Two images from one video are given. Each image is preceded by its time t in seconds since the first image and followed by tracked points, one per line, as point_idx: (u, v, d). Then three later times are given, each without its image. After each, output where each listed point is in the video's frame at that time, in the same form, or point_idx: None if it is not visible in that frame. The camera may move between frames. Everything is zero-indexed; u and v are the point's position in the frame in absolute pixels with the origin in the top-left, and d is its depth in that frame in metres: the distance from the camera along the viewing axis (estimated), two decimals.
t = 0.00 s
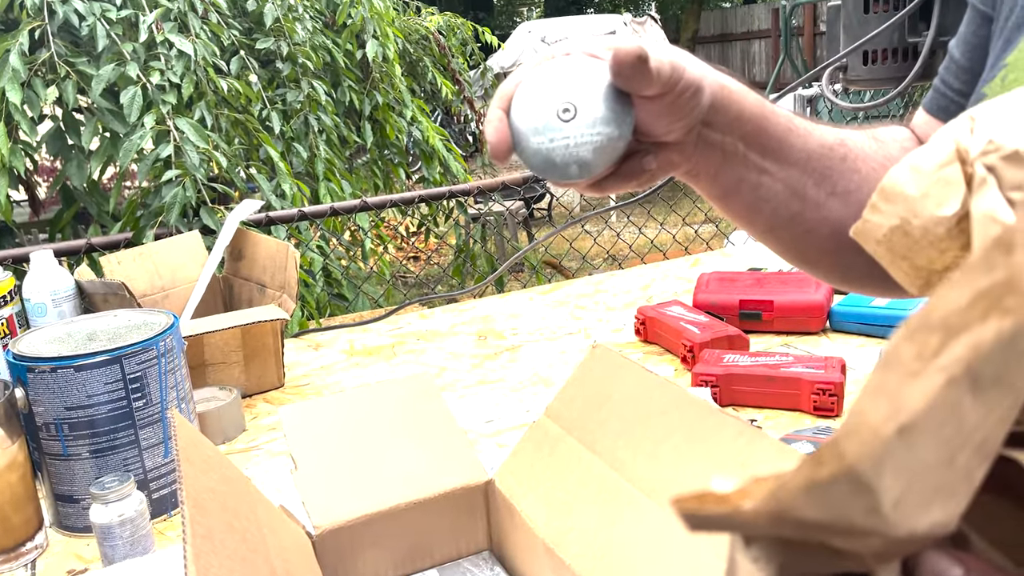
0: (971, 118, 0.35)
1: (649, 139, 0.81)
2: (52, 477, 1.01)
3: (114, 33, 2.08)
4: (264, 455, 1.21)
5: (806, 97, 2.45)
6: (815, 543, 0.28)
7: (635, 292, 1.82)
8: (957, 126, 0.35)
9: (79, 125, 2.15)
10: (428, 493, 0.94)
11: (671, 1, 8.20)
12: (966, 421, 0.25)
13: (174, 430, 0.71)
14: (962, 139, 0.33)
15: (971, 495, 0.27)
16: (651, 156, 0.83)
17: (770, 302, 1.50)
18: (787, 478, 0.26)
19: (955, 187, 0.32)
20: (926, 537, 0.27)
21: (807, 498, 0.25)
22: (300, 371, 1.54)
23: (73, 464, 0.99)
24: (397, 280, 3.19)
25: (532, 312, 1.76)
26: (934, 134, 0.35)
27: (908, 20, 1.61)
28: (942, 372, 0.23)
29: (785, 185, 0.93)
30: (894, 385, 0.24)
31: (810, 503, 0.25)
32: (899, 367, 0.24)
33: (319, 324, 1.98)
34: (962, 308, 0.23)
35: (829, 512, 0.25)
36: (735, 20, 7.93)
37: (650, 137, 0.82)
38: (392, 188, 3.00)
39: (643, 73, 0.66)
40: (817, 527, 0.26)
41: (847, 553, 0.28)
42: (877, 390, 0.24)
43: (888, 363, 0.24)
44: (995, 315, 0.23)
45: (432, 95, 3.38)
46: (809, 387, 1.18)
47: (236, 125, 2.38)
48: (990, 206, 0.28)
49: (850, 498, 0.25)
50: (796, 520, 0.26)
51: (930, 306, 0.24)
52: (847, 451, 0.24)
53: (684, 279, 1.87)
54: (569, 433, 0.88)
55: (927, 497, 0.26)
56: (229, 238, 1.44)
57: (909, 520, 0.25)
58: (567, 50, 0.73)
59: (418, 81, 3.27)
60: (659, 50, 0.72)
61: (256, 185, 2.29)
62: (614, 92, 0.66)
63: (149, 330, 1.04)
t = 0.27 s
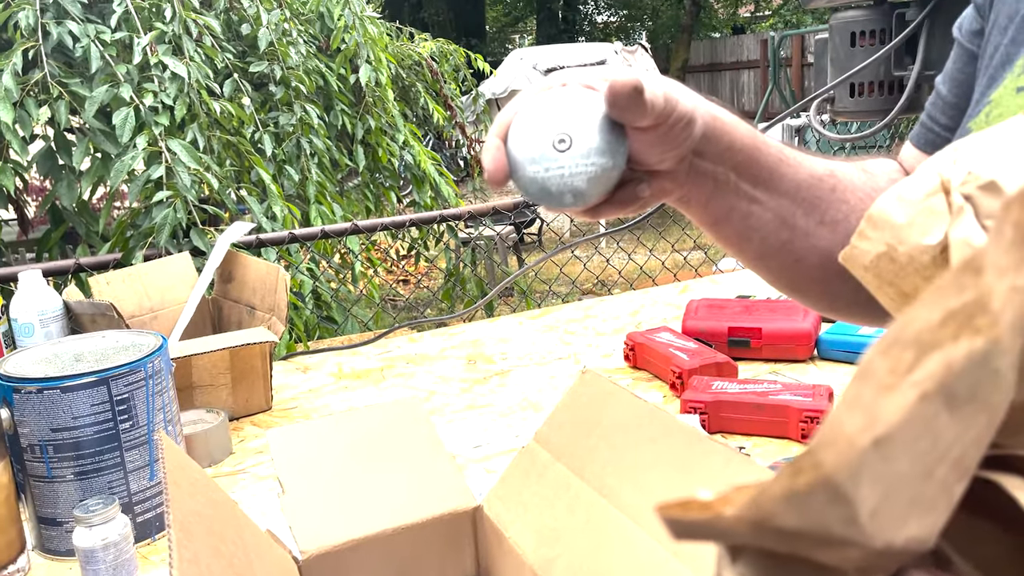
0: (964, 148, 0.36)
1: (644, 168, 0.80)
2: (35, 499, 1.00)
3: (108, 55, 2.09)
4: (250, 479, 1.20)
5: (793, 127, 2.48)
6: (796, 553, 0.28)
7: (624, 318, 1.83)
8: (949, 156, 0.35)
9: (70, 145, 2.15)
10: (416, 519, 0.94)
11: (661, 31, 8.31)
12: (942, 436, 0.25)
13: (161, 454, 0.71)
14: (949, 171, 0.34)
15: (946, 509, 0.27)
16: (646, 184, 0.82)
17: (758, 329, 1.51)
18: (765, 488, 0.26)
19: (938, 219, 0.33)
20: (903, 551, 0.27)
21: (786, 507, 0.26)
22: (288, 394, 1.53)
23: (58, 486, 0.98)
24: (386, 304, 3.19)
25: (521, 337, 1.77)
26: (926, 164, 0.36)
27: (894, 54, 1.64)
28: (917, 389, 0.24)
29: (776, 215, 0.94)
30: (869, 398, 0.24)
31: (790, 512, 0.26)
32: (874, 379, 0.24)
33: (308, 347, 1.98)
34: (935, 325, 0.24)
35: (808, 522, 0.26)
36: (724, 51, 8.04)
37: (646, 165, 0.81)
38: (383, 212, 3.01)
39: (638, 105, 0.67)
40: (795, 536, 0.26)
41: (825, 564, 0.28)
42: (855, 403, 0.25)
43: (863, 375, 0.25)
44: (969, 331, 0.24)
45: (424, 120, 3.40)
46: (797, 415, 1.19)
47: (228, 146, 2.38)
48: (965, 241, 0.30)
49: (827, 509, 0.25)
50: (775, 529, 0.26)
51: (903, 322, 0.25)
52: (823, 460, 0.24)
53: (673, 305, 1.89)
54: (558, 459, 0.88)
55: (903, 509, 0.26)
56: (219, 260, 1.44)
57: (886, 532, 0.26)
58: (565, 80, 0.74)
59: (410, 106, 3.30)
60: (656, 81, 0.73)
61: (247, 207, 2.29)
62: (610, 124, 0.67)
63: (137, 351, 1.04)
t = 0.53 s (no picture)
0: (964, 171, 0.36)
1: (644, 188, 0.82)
2: (23, 518, 0.99)
3: (102, 71, 2.09)
4: (239, 499, 1.19)
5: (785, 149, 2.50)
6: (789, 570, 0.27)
7: (616, 338, 1.83)
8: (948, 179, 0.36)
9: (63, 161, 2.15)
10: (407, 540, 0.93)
11: (655, 53, 8.38)
12: (930, 451, 0.24)
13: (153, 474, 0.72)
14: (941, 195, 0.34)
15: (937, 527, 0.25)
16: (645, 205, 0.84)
17: (750, 351, 1.52)
18: (754, 499, 0.25)
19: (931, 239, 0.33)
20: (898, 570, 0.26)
21: (776, 518, 0.25)
22: (279, 413, 1.52)
23: (45, 504, 0.97)
24: (378, 322, 3.19)
25: (513, 357, 1.76)
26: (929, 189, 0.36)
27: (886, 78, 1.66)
28: (903, 404, 0.23)
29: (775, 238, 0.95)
30: (856, 413, 0.23)
31: (779, 523, 0.25)
32: (861, 395, 0.23)
33: (300, 365, 1.97)
34: (919, 341, 0.23)
35: (798, 532, 0.25)
36: (716, 73, 8.12)
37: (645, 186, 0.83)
38: (376, 230, 3.01)
39: (644, 125, 0.67)
40: (787, 549, 0.25)
41: None
42: (839, 418, 0.23)
43: (851, 390, 0.23)
44: (953, 349, 0.22)
45: (419, 139, 3.41)
46: (791, 438, 1.19)
47: (222, 163, 2.38)
48: (953, 264, 0.30)
49: (816, 520, 0.24)
50: (764, 539, 0.25)
51: (889, 337, 0.23)
52: (812, 472, 0.23)
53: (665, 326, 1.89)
54: (550, 479, 0.88)
55: (891, 525, 0.24)
56: (211, 277, 1.43)
57: (877, 543, 0.24)
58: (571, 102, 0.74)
59: (405, 125, 3.31)
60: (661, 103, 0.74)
61: (239, 224, 2.28)
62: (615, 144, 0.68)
63: (128, 368, 1.03)
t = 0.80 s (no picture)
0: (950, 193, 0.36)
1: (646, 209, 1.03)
2: (12, 532, 0.97)
3: (99, 82, 2.09)
4: (232, 512, 1.18)
5: (781, 165, 2.51)
6: (749, 570, 0.28)
7: (612, 352, 1.83)
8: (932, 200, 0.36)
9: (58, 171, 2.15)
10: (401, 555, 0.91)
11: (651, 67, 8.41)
12: (887, 459, 0.26)
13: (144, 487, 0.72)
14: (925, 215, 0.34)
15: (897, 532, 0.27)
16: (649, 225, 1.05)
17: (745, 366, 1.51)
18: (703, 492, 0.26)
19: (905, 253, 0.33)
20: None
21: (723, 514, 0.26)
22: (273, 426, 1.51)
23: (36, 517, 0.96)
24: (373, 335, 3.18)
25: (508, 370, 1.76)
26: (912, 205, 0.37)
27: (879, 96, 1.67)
28: (856, 410, 0.25)
29: (776, 252, 1.16)
30: (809, 416, 0.25)
31: (728, 520, 0.26)
32: (814, 400, 0.25)
33: (294, 377, 1.96)
34: (875, 351, 0.25)
35: (746, 528, 0.26)
36: (712, 88, 8.16)
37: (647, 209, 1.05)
38: (372, 242, 3.01)
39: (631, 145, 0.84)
40: (736, 542, 0.26)
41: None
42: (792, 419, 0.25)
43: (806, 395, 0.25)
44: (910, 359, 0.25)
45: (415, 151, 3.42)
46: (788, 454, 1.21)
47: (218, 175, 2.38)
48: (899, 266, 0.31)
49: (766, 518, 0.26)
50: (719, 534, 0.26)
51: (845, 344, 0.25)
52: (760, 471, 0.25)
53: (661, 340, 1.89)
54: (545, 495, 0.87)
55: (849, 525, 0.26)
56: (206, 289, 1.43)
57: (831, 547, 0.26)
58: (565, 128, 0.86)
59: (401, 138, 3.31)
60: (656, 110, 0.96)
61: (235, 236, 2.28)
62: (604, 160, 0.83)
63: (120, 381, 1.02)
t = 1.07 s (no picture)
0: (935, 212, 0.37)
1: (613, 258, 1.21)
2: (7, 540, 0.97)
3: (98, 91, 2.09)
4: (228, 522, 1.18)
5: (778, 176, 2.52)
6: None
7: (610, 361, 1.83)
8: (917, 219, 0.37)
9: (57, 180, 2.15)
10: (399, 563, 0.89)
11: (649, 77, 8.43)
12: (868, 492, 0.27)
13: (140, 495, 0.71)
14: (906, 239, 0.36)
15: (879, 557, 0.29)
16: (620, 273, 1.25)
17: (743, 377, 1.51)
18: (686, 536, 0.28)
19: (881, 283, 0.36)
20: None
21: (706, 555, 0.27)
22: (269, 436, 1.51)
23: (31, 526, 0.96)
24: (371, 344, 3.17)
25: (506, 380, 1.76)
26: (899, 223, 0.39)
27: (878, 106, 1.68)
28: (833, 447, 0.26)
29: (778, 278, 1.18)
30: (787, 454, 0.26)
31: (714, 559, 0.27)
32: (792, 438, 0.26)
33: (291, 387, 1.96)
34: (849, 387, 0.26)
35: (727, 569, 0.27)
36: (710, 98, 8.18)
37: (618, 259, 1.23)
38: (369, 251, 3.01)
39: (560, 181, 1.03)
40: None
41: None
42: (772, 458, 0.26)
43: (783, 433, 0.27)
44: (885, 393, 0.26)
45: (413, 160, 3.42)
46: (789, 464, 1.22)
47: (217, 184, 2.39)
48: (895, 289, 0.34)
49: (749, 557, 0.27)
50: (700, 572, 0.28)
51: (820, 382, 0.27)
52: (740, 514, 0.26)
53: (659, 350, 1.89)
54: (542, 504, 0.87)
55: (834, 559, 0.27)
56: (203, 297, 1.42)
57: None
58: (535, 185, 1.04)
59: (399, 146, 3.32)
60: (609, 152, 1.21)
61: (233, 245, 2.28)
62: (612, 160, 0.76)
63: (117, 389, 1.02)
